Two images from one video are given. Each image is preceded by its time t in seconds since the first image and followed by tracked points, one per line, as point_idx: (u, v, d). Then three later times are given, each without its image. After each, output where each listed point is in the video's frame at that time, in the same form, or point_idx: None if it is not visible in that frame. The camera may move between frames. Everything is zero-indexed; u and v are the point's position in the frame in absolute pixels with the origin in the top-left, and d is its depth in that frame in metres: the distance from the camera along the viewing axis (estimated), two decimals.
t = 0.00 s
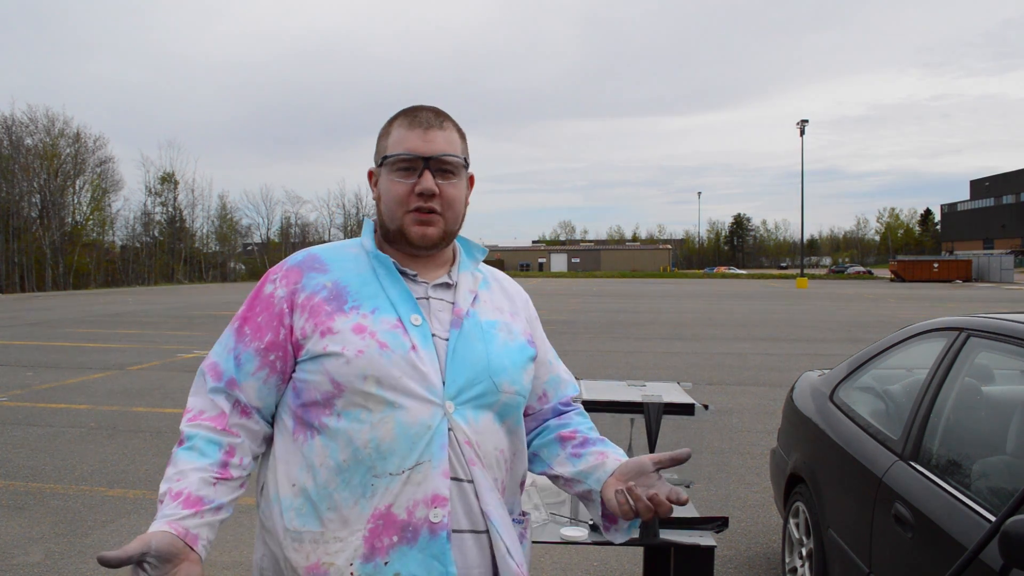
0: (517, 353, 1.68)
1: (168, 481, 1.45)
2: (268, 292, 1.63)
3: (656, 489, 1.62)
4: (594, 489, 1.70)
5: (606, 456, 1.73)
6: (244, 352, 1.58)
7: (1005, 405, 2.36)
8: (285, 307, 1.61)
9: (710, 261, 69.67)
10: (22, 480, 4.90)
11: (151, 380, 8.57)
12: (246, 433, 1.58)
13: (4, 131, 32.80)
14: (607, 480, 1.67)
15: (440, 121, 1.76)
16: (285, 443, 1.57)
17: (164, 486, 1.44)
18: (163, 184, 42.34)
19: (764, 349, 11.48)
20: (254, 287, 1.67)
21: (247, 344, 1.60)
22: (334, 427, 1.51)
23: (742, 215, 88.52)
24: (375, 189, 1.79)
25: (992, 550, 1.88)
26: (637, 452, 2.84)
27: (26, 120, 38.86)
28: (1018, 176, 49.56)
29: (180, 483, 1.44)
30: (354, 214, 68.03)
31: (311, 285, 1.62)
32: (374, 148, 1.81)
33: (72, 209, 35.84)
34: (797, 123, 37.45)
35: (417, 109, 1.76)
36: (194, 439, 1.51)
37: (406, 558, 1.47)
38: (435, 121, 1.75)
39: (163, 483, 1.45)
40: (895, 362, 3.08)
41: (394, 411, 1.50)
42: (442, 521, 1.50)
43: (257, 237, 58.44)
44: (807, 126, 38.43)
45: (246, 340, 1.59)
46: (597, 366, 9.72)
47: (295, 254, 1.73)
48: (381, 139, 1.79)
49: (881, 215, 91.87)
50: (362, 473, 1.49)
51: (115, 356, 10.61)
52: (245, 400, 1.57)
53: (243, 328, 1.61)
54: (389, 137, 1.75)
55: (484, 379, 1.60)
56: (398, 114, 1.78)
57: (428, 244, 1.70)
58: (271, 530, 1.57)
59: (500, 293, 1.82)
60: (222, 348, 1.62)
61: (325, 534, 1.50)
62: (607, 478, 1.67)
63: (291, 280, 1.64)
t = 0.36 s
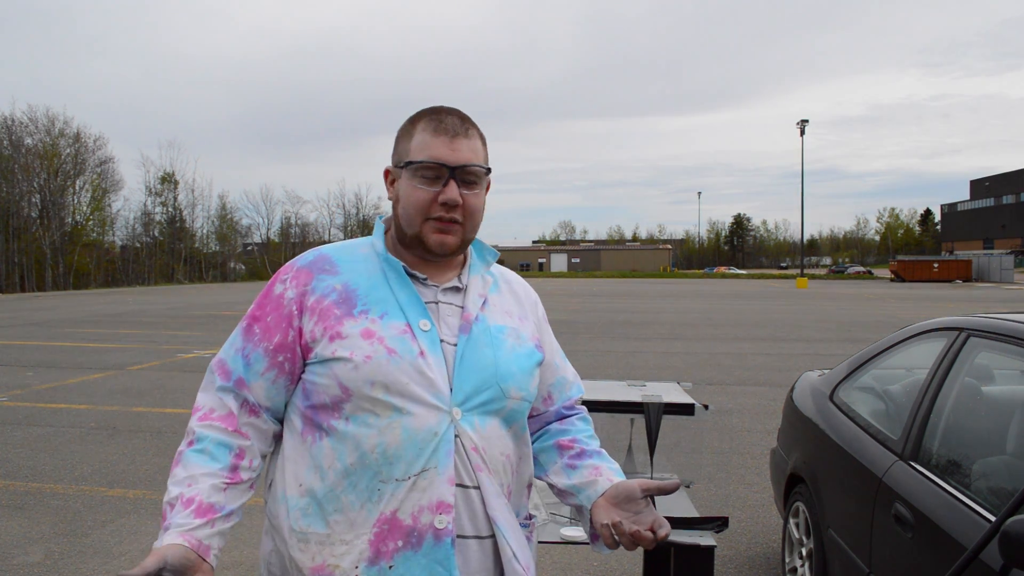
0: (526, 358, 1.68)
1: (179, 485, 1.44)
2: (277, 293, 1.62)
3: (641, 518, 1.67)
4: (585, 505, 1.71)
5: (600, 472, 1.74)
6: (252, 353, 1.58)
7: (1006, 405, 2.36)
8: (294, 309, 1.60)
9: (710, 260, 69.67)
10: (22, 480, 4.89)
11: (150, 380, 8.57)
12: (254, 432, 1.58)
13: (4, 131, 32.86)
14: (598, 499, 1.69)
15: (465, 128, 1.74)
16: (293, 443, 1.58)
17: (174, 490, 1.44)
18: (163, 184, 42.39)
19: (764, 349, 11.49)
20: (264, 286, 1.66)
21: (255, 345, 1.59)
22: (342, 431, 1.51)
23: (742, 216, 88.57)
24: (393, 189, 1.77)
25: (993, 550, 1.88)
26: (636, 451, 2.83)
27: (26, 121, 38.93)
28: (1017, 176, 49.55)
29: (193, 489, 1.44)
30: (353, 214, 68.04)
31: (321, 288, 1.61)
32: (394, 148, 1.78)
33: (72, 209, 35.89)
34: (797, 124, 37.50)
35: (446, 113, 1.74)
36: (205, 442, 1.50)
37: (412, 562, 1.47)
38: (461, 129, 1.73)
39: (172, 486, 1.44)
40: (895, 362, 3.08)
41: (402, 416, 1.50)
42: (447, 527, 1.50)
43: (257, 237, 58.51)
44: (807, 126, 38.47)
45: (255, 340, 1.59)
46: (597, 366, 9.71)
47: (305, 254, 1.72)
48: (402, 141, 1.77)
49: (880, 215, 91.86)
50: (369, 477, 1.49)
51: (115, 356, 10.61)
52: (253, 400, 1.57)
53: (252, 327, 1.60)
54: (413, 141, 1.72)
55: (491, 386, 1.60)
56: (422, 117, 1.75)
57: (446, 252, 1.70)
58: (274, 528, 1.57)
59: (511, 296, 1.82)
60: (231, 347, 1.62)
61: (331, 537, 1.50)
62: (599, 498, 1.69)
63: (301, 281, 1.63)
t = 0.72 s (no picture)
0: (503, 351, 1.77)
1: (257, 563, 1.34)
2: (300, 299, 1.42)
3: (589, 498, 1.85)
4: (533, 490, 1.80)
5: (541, 458, 1.82)
6: (280, 370, 1.39)
7: (1006, 405, 2.36)
8: (323, 317, 1.43)
9: (710, 261, 69.71)
10: (22, 480, 4.90)
11: (150, 380, 8.57)
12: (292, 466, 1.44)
13: (4, 131, 32.96)
14: (547, 487, 1.80)
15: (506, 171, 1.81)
16: (330, 461, 1.45)
17: (244, 569, 1.34)
18: (163, 184, 42.43)
19: (764, 349, 11.50)
20: (271, 290, 1.44)
21: (282, 360, 1.40)
22: (395, 441, 1.42)
23: (741, 216, 88.63)
24: (456, 214, 1.63)
25: (991, 550, 1.88)
26: (636, 450, 2.86)
27: (26, 121, 38.95)
28: (1017, 176, 49.53)
29: (269, 565, 1.34)
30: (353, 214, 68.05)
31: (351, 293, 1.46)
32: (462, 167, 1.63)
33: (72, 209, 35.92)
34: (797, 124, 37.54)
35: (504, 155, 1.76)
36: (263, 503, 1.36)
37: (480, 559, 1.49)
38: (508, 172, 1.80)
39: (241, 564, 1.34)
40: (895, 362, 3.08)
41: (453, 417, 1.46)
42: (504, 518, 1.54)
43: (257, 237, 58.53)
44: (807, 125, 38.48)
45: (280, 354, 1.40)
46: (597, 367, 9.72)
47: (305, 249, 1.51)
48: (482, 166, 1.66)
49: (880, 215, 91.86)
50: (432, 483, 1.44)
51: (114, 356, 10.61)
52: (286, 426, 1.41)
53: (273, 339, 1.41)
54: (497, 180, 1.69)
55: (498, 382, 1.66)
56: (495, 150, 1.71)
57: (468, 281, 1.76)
58: (317, 555, 1.42)
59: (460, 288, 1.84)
60: (251, 368, 1.40)
61: (404, 549, 1.44)
62: (547, 485, 1.80)
63: (323, 284, 1.46)
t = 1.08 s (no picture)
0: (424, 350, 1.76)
1: None
2: (219, 349, 1.29)
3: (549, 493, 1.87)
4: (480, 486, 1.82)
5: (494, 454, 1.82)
6: (214, 433, 1.28)
7: (1005, 405, 2.36)
8: (251, 362, 1.31)
9: (710, 261, 69.70)
10: (23, 480, 4.90)
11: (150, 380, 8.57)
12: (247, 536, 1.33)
13: (4, 131, 33.00)
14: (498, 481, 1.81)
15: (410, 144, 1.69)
16: (287, 513, 1.37)
17: None
18: (163, 184, 42.46)
19: (764, 349, 11.50)
20: (179, 343, 1.29)
21: (213, 424, 1.28)
22: (357, 475, 1.38)
23: (741, 215, 88.63)
24: (355, 212, 1.53)
25: (992, 551, 1.88)
26: (636, 450, 2.86)
27: (26, 121, 39.01)
28: (1017, 176, 49.48)
29: None
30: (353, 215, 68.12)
31: (279, 328, 1.36)
32: (359, 158, 1.50)
33: (72, 209, 35.93)
34: (798, 124, 37.56)
35: (400, 125, 1.62)
36: None
37: (463, 563, 1.57)
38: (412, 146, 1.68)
39: None
40: (895, 362, 3.08)
41: (410, 435, 1.45)
42: (473, 522, 1.63)
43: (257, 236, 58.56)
44: (808, 125, 38.45)
45: (209, 414, 1.28)
46: (597, 366, 9.72)
47: (204, 283, 1.36)
48: (380, 152, 1.53)
49: (881, 215, 91.87)
50: (404, 508, 1.44)
51: (115, 356, 10.60)
52: (232, 488, 1.30)
53: (196, 400, 1.27)
54: (398, 164, 1.58)
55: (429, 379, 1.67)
56: (392, 129, 1.58)
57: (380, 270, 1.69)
58: None
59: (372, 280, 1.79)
60: (177, 442, 1.26)
61: None
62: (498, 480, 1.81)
63: (243, 325, 1.34)
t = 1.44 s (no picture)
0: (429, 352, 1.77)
1: None
2: (219, 350, 1.30)
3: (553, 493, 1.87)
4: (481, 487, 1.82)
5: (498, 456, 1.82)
6: (214, 434, 1.28)
7: (1006, 405, 2.36)
8: (252, 364, 1.31)
9: (710, 260, 69.67)
10: (22, 480, 4.90)
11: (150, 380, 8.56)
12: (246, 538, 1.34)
13: (4, 131, 32.99)
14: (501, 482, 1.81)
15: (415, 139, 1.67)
16: (289, 515, 1.37)
17: None
18: (163, 184, 42.45)
19: (764, 349, 11.50)
20: (179, 343, 1.29)
21: (212, 425, 1.28)
22: (359, 477, 1.38)
23: (741, 215, 88.63)
24: (357, 211, 1.52)
25: (993, 551, 1.88)
26: (636, 450, 2.86)
27: (27, 121, 39.03)
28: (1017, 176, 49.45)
29: None
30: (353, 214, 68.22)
31: (280, 329, 1.36)
32: (360, 157, 1.50)
33: (72, 209, 35.92)
34: (797, 124, 37.58)
35: (402, 120, 1.60)
36: None
37: (465, 566, 1.57)
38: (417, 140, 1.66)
39: None
40: (895, 362, 3.08)
41: (413, 437, 1.45)
42: (476, 525, 1.63)
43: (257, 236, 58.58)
44: (808, 125, 38.43)
45: (209, 416, 1.28)
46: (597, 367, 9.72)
47: (205, 283, 1.35)
48: (380, 150, 1.52)
49: (881, 215, 91.85)
50: (406, 512, 1.44)
51: (114, 356, 10.60)
52: (231, 490, 1.30)
53: (196, 402, 1.27)
54: (401, 161, 1.56)
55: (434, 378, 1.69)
56: (393, 125, 1.57)
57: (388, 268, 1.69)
58: None
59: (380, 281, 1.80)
60: (177, 443, 1.26)
61: None
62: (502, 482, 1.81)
63: (244, 326, 1.34)
